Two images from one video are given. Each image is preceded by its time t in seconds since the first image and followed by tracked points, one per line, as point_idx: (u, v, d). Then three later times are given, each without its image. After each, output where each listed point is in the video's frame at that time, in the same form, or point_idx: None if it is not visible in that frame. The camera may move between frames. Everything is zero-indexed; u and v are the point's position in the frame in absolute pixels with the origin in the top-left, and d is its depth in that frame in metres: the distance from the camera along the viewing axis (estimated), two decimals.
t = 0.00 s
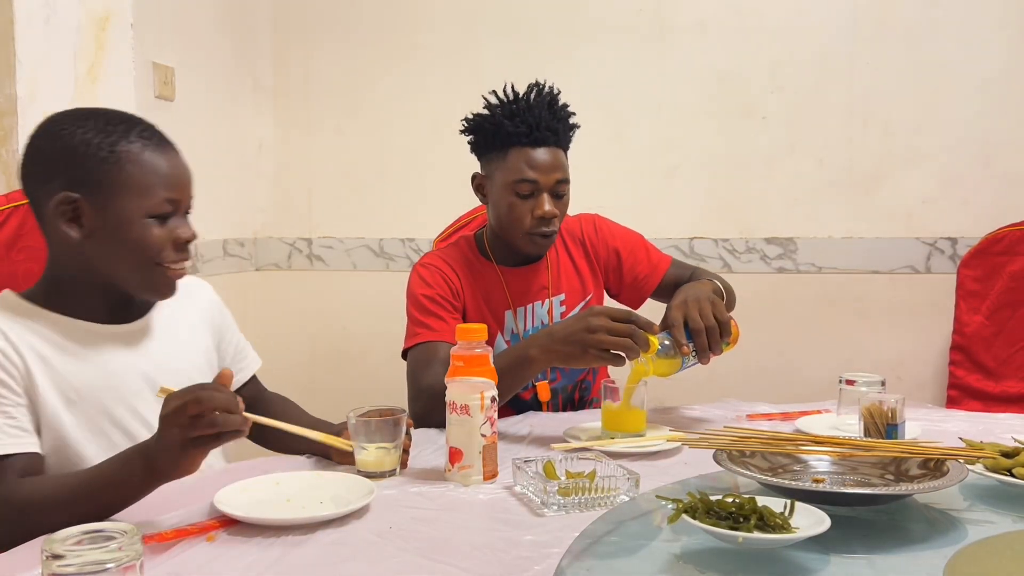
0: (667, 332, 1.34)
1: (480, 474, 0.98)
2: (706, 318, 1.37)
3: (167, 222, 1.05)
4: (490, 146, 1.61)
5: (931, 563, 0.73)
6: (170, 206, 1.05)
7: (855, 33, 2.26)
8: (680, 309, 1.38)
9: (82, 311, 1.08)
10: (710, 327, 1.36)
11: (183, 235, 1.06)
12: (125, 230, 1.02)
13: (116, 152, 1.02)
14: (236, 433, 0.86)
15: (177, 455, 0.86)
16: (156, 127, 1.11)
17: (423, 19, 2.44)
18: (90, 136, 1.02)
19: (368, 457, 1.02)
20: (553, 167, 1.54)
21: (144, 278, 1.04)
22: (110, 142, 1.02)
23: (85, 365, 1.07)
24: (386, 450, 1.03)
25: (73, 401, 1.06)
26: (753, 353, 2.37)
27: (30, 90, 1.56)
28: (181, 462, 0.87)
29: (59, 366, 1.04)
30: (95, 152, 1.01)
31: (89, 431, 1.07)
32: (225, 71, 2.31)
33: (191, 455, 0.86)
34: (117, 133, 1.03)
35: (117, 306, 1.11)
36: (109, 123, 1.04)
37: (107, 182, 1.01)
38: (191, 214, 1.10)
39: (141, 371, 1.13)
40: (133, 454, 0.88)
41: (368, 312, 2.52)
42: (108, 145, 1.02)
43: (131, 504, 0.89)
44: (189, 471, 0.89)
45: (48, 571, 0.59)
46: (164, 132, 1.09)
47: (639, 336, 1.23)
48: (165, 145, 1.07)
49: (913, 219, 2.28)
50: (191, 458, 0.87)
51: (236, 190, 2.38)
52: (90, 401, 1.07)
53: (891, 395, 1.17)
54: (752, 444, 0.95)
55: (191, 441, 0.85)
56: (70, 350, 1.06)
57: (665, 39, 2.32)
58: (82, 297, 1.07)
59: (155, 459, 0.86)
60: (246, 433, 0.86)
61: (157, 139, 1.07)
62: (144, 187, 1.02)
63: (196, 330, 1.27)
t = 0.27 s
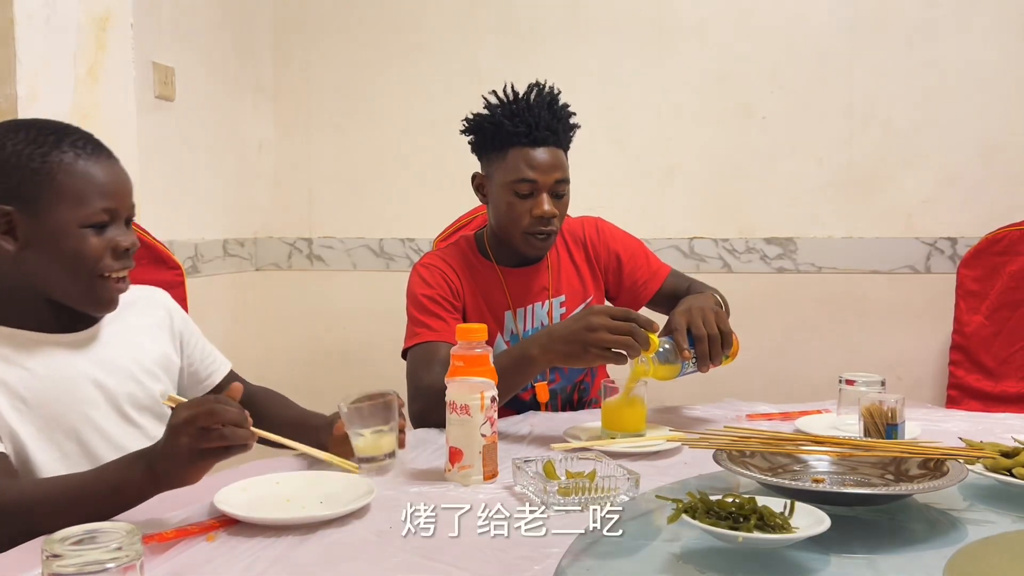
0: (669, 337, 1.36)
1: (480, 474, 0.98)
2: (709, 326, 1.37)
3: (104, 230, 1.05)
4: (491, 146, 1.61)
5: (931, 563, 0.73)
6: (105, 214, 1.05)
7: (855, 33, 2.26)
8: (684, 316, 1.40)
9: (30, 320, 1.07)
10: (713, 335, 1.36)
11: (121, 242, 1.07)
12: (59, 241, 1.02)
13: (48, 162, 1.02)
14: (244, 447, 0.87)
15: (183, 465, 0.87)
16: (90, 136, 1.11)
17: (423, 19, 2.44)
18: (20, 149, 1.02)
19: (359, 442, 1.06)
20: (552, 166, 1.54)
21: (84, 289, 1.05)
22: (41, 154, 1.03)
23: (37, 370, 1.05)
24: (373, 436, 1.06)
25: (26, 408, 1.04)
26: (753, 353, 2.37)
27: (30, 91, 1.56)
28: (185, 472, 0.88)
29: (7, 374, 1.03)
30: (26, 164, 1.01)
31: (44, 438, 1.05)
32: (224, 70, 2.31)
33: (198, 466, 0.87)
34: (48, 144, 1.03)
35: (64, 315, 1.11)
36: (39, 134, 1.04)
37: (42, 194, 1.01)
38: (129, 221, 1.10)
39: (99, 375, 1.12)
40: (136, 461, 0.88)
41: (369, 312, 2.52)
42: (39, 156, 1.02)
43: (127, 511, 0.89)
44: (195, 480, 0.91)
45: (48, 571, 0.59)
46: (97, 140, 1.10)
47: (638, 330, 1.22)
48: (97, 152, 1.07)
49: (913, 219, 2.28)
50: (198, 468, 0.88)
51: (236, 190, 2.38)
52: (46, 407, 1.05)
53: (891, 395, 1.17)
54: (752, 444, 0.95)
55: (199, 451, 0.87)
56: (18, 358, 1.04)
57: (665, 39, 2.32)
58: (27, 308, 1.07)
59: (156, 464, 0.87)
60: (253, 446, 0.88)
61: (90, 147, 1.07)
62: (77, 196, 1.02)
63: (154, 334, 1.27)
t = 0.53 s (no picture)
0: (671, 338, 1.36)
1: (480, 475, 0.98)
2: (710, 325, 1.37)
3: (108, 224, 1.05)
4: (495, 146, 1.61)
5: (931, 563, 0.73)
6: (109, 208, 1.05)
7: (855, 33, 2.26)
8: (684, 316, 1.40)
9: (37, 319, 1.07)
10: (714, 333, 1.36)
11: (126, 235, 1.07)
12: (65, 237, 1.02)
13: (49, 160, 1.02)
14: (248, 457, 0.88)
15: (186, 474, 0.86)
16: (89, 132, 1.11)
17: (424, 19, 2.44)
18: (20, 147, 1.01)
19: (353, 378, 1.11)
20: (557, 167, 1.54)
21: (92, 282, 1.05)
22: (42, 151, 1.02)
23: (45, 367, 1.05)
24: (369, 374, 1.10)
25: (35, 403, 1.04)
26: (753, 353, 2.37)
27: (30, 91, 1.56)
28: (183, 480, 0.86)
29: (13, 371, 1.03)
30: (27, 163, 1.01)
31: (52, 435, 1.05)
32: (225, 71, 2.31)
33: (200, 475, 0.87)
34: (48, 142, 1.03)
35: (71, 314, 1.10)
36: (39, 132, 1.04)
37: (45, 190, 1.01)
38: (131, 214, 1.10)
39: (107, 371, 1.13)
40: (138, 466, 0.87)
41: (368, 312, 2.52)
42: (41, 154, 1.02)
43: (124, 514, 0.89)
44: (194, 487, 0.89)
45: (48, 571, 0.60)
46: (97, 137, 1.10)
47: (641, 335, 1.23)
48: (95, 147, 1.07)
49: (913, 219, 2.28)
50: (199, 478, 0.87)
51: (236, 190, 2.38)
52: (56, 403, 1.05)
53: (890, 395, 1.17)
54: (752, 444, 0.95)
55: (203, 462, 0.86)
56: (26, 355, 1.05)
57: (665, 39, 2.32)
58: (34, 306, 1.06)
59: (158, 471, 0.86)
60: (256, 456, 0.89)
61: (89, 143, 1.07)
62: (80, 192, 1.03)
63: (157, 329, 1.28)
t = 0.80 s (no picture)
0: (667, 334, 1.35)
1: (480, 474, 0.98)
2: (706, 318, 1.37)
3: (150, 223, 1.05)
4: (496, 146, 1.60)
5: (931, 563, 0.73)
6: (152, 207, 1.05)
7: (855, 33, 2.26)
8: (680, 310, 1.39)
9: (76, 314, 1.07)
10: (711, 327, 1.36)
11: (167, 234, 1.07)
12: (112, 236, 1.02)
13: (96, 159, 1.01)
14: (246, 466, 0.87)
15: (182, 480, 0.85)
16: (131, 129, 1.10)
17: (423, 19, 2.44)
18: (68, 146, 1.01)
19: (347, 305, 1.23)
20: (559, 168, 1.54)
21: (137, 280, 1.05)
22: (88, 150, 1.02)
23: (87, 363, 1.05)
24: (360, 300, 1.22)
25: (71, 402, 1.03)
26: (753, 353, 2.37)
27: (31, 91, 1.56)
28: (180, 484, 0.86)
29: (56, 366, 1.02)
30: (75, 161, 1.00)
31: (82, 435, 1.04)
32: (224, 71, 2.31)
33: (196, 483, 0.86)
34: (95, 140, 1.02)
35: (109, 311, 1.10)
36: (84, 130, 1.03)
37: (92, 190, 1.01)
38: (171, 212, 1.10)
39: (142, 371, 1.12)
40: (139, 467, 0.87)
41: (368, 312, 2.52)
42: (88, 152, 1.01)
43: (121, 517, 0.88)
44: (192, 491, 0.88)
45: (48, 571, 0.59)
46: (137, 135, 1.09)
47: (637, 334, 1.23)
48: (137, 145, 1.07)
49: (913, 219, 2.29)
50: (195, 485, 0.86)
51: (236, 191, 2.38)
52: (91, 402, 1.04)
53: (890, 395, 1.17)
54: (751, 444, 0.95)
55: (199, 469, 0.85)
56: (68, 349, 1.04)
57: (665, 39, 2.32)
58: (76, 303, 1.06)
59: (156, 474, 0.86)
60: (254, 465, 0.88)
61: (132, 140, 1.07)
62: (125, 190, 1.03)
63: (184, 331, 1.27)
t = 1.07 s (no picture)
0: (666, 334, 1.34)
1: (480, 474, 0.98)
2: (705, 315, 1.36)
3: (180, 220, 1.07)
4: (496, 146, 1.60)
5: (931, 563, 0.73)
6: (182, 204, 1.07)
7: (855, 33, 2.26)
8: (678, 308, 1.37)
9: (111, 308, 1.12)
10: (709, 324, 1.35)
11: (197, 231, 1.08)
12: (144, 232, 1.05)
13: (131, 156, 1.05)
14: (244, 480, 0.86)
15: (179, 490, 0.84)
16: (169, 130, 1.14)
17: (424, 19, 2.44)
18: (105, 142, 1.05)
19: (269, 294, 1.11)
20: (558, 167, 1.54)
21: (166, 275, 1.07)
22: (126, 148, 1.05)
23: (122, 356, 1.10)
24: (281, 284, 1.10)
25: (106, 394, 1.08)
26: (753, 353, 2.37)
27: (31, 91, 1.56)
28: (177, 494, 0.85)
29: (95, 358, 1.07)
30: (113, 158, 1.04)
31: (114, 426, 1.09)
32: (224, 71, 2.31)
33: (192, 492, 0.85)
34: (131, 138, 1.06)
35: (141, 304, 1.15)
36: (124, 128, 1.07)
37: (125, 184, 1.04)
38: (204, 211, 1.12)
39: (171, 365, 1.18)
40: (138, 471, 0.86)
41: (368, 312, 2.52)
42: (124, 150, 1.05)
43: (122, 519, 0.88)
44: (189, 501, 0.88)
45: (48, 571, 0.59)
46: (176, 133, 1.12)
47: (636, 334, 1.23)
48: (171, 144, 1.09)
49: (913, 219, 2.28)
50: (192, 495, 0.85)
51: (237, 191, 2.38)
52: (123, 395, 1.09)
53: (890, 395, 1.17)
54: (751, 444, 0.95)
55: (197, 480, 0.84)
56: (105, 342, 1.09)
57: (665, 39, 2.32)
58: (110, 294, 1.11)
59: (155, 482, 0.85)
60: (253, 480, 0.87)
61: (168, 140, 1.09)
62: (157, 187, 1.05)
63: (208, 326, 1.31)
